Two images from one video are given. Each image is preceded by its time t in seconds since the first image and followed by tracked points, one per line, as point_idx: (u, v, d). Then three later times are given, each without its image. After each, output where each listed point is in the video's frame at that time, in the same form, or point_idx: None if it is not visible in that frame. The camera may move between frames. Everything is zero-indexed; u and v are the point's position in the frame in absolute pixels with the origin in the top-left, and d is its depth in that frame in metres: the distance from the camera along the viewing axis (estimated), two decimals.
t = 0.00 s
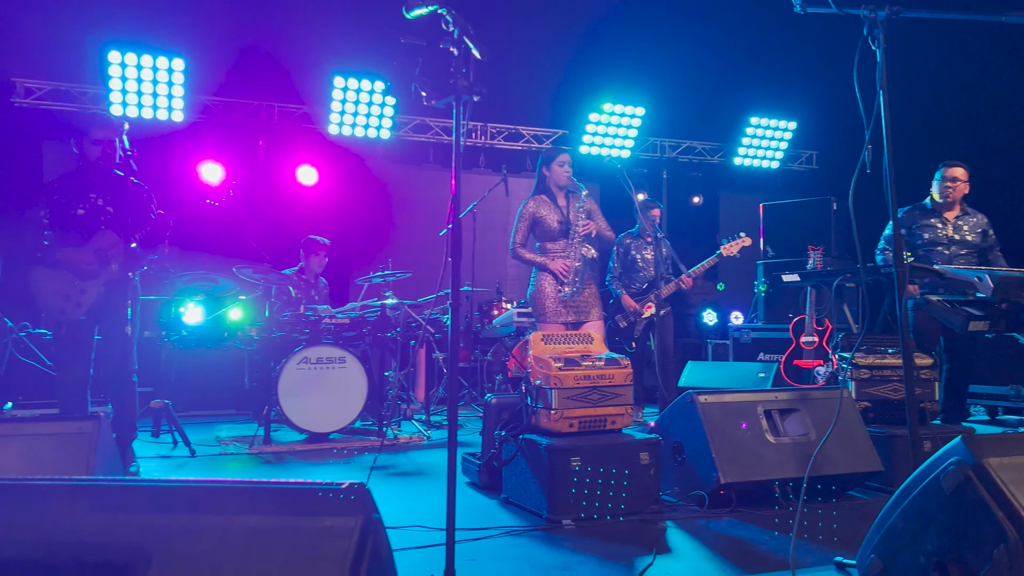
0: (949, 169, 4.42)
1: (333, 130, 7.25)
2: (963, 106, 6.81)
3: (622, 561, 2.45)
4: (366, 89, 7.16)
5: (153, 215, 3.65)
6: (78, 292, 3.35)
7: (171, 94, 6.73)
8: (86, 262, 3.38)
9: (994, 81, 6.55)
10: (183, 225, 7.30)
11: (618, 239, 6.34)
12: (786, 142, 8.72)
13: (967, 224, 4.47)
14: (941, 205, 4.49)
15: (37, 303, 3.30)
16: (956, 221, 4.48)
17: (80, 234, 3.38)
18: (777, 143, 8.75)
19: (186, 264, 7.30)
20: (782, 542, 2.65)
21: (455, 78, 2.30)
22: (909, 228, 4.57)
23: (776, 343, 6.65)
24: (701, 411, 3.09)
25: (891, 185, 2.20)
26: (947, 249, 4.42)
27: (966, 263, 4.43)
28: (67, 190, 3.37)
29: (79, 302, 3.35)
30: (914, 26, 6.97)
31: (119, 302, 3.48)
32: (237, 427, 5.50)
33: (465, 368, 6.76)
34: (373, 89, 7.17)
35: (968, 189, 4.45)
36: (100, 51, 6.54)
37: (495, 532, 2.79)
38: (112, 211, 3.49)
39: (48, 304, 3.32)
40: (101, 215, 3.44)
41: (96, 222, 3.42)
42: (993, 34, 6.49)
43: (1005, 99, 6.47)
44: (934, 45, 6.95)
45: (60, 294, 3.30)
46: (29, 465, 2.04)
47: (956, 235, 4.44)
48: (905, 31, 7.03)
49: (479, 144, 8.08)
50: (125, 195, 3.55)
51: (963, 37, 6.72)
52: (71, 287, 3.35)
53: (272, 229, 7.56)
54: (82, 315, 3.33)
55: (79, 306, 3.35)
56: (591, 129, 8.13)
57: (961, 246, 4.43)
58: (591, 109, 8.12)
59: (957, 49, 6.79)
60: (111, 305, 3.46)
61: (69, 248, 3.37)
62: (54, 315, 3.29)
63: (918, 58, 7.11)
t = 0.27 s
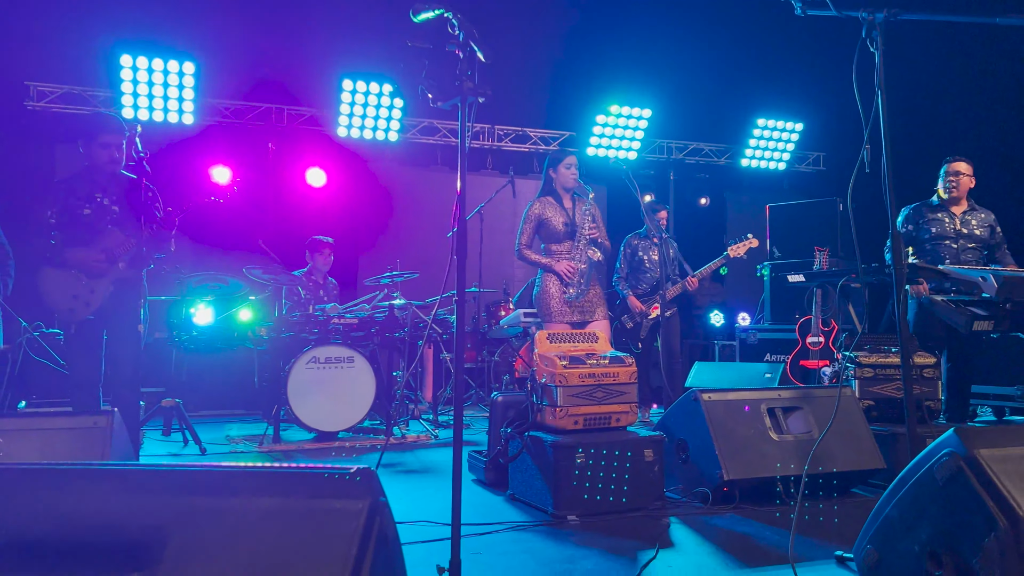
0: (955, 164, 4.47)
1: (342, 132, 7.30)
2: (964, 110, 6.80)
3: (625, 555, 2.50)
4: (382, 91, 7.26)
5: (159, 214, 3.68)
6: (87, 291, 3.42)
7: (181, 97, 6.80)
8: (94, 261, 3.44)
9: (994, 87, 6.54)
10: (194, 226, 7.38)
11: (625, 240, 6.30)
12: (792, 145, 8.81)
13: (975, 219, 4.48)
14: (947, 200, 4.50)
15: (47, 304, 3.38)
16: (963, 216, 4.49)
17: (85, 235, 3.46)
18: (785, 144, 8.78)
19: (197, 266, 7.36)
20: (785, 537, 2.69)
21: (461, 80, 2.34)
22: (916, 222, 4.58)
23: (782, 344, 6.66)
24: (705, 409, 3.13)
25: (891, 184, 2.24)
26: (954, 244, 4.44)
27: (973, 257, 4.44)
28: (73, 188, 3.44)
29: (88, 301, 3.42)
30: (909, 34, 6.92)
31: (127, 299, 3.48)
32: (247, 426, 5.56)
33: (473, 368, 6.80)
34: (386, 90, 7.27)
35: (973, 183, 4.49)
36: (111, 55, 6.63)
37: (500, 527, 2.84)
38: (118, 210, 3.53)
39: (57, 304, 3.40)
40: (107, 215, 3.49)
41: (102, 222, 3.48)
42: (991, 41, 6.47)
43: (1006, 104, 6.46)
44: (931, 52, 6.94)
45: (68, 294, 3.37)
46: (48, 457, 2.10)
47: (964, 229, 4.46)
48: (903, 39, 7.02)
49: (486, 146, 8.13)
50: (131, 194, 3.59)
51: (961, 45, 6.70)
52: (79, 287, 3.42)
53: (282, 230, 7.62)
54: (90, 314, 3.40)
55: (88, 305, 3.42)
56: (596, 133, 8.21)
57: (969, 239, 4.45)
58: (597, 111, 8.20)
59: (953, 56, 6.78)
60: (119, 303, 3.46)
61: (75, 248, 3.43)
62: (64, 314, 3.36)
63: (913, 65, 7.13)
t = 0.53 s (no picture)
0: (956, 169, 4.53)
1: (350, 135, 7.42)
2: (965, 114, 6.85)
3: (631, 544, 2.58)
4: (391, 94, 7.32)
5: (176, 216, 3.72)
6: (106, 292, 3.51)
7: (193, 101, 6.90)
8: (112, 263, 3.52)
9: (991, 91, 6.59)
10: (205, 228, 7.47)
11: (631, 244, 6.38)
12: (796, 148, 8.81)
13: (978, 223, 4.54)
14: (950, 204, 4.57)
15: (66, 304, 3.49)
16: (966, 220, 4.54)
17: (104, 236, 3.51)
18: (789, 148, 8.82)
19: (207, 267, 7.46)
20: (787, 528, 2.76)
21: (472, 84, 2.43)
22: (920, 225, 4.66)
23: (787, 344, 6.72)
24: (709, 405, 3.20)
25: (888, 183, 2.33)
26: (955, 246, 4.50)
27: (975, 261, 4.49)
28: (87, 189, 3.45)
29: (106, 301, 3.50)
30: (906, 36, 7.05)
31: (144, 298, 3.57)
32: (259, 424, 5.65)
33: (481, 368, 6.87)
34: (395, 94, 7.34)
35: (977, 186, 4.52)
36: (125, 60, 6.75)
37: (509, 518, 2.92)
38: (133, 211, 3.58)
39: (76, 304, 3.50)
40: (123, 217, 3.54)
41: (119, 223, 3.54)
42: (988, 46, 6.53)
43: (1006, 107, 6.49)
44: (931, 56, 7.01)
45: (88, 296, 3.47)
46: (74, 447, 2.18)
47: (966, 232, 4.51)
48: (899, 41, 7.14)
49: (494, 149, 8.20)
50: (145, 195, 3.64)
51: (958, 49, 6.77)
52: (97, 287, 3.51)
53: (291, 232, 7.70)
54: (109, 313, 3.47)
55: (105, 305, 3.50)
56: (603, 135, 8.23)
57: (971, 243, 4.50)
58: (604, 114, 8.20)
59: (951, 60, 6.85)
60: (136, 302, 3.54)
61: (93, 250, 3.51)
62: (83, 313, 3.44)
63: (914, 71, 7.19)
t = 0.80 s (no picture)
0: (945, 168, 4.65)
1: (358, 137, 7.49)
2: (962, 116, 6.93)
3: (633, 530, 2.67)
4: (396, 97, 7.42)
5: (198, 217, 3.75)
6: (123, 289, 3.64)
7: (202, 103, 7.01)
8: (131, 261, 3.62)
9: (985, 93, 6.69)
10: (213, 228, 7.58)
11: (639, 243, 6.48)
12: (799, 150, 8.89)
13: (971, 220, 4.63)
14: (942, 203, 4.68)
15: (84, 296, 3.65)
16: (960, 218, 4.64)
17: (123, 233, 3.62)
18: (792, 150, 8.88)
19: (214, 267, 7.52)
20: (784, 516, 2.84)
21: (479, 85, 2.52)
22: (914, 223, 4.76)
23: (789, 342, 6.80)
24: (708, 397, 3.29)
25: (881, 179, 2.41)
26: (949, 245, 4.59)
27: (970, 258, 4.58)
28: (111, 187, 3.60)
29: (123, 298, 3.64)
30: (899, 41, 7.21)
31: (161, 296, 3.65)
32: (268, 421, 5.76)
33: (486, 367, 6.96)
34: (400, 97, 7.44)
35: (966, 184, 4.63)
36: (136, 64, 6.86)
37: (514, 506, 3.01)
38: (153, 210, 3.67)
39: (96, 298, 3.65)
40: (143, 216, 3.64)
41: (138, 222, 3.63)
42: (982, 49, 6.64)
43: (1002, 109, 6.57)
44: (923, 61, 7.14)
45: (105, 292, 3.60)
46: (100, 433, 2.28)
47: (959, 230, 4.61)
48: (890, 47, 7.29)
49: (499, 151, 8.30)
50: (167, 196, 3.72)
51: (952, 53, 6.89)
52: (116, 283, 3.64)
53: (299, 233, 7.82)
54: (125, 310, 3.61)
55: (122, 301, 3.63)
56: (607, 137, 8.32)
57: (965, 241, 4.59)
58: (608, 116, 8.28)
59: (945, 63, 6.97)
60: (154, 300, 3.62)
61: (113, 247, 3.61)
62: (100, 309, 3.59)
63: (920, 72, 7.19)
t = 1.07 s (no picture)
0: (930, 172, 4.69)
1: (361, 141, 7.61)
2: (959, 121, 6.99)
3: (630, 527, 2.73)
4: (397, 101, 7.50)
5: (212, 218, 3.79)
6: (136, 288, 3.61)
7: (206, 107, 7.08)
8: (144, 263, 3.62)
9: (981, 98, 6.75)
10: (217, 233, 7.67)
11: (641, 245, 6.49)
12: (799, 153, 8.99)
13: (958, 224, 4.69)
14: (928, 206, 4.72)
15: (96, 296, 3.59)
16: (946, 222, 4.69)
17: (141, 235, 3.62)
18: (792, 153, 8.98)
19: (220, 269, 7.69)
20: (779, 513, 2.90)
21: (479, 93, 2.59)
22: (902, 227, 4.81)
23: (788, 344, 6.85)
24: (705, 397, 3.34)
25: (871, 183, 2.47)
26: (936, 248, 4.65)
27: (956, 262, 4.63)
28: (130, 187, 3.61)
29: (135, 298, 3.61)
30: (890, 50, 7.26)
31: (172, 298, 3.68)
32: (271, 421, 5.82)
33: (487, 368, 7.02)
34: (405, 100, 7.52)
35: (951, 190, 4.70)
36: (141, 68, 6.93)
37: (515, 504, 3.07)
38: (171, 211, 3.70)
39: (106, 297, 3.59)
40: (161, 216, 3.67)
41: (155, 223, 3.66)
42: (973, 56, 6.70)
43: (998, 114, 6.64)
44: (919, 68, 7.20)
45: (118, 291, 3.56)
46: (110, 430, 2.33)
47: (945, 234, 4.66)
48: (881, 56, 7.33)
49: (500, 154, 8.37)
50: (186, 197, 3.75)
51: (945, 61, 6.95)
52: (128, 284, 3.61)
53: (303, 236, 7.94)
54: (137, 310, 3.60)
55: (135, 301, 3.60)
56: (607, 140, 8.45)
57: (952, 244, 4.65)
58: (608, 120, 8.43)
59: (939, 69, 7.02)
60: (166, 301, 3.65)
61: (132, 248, 3.61)
62: (112, 309, 3.55)
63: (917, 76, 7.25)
